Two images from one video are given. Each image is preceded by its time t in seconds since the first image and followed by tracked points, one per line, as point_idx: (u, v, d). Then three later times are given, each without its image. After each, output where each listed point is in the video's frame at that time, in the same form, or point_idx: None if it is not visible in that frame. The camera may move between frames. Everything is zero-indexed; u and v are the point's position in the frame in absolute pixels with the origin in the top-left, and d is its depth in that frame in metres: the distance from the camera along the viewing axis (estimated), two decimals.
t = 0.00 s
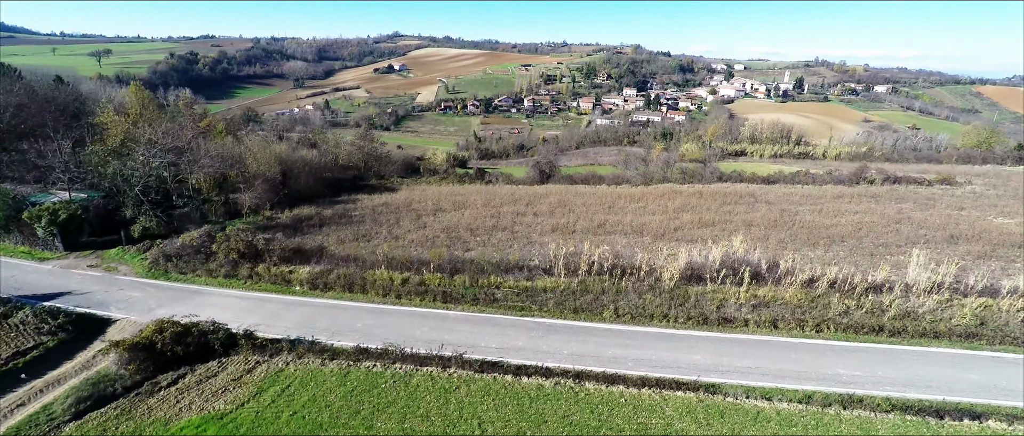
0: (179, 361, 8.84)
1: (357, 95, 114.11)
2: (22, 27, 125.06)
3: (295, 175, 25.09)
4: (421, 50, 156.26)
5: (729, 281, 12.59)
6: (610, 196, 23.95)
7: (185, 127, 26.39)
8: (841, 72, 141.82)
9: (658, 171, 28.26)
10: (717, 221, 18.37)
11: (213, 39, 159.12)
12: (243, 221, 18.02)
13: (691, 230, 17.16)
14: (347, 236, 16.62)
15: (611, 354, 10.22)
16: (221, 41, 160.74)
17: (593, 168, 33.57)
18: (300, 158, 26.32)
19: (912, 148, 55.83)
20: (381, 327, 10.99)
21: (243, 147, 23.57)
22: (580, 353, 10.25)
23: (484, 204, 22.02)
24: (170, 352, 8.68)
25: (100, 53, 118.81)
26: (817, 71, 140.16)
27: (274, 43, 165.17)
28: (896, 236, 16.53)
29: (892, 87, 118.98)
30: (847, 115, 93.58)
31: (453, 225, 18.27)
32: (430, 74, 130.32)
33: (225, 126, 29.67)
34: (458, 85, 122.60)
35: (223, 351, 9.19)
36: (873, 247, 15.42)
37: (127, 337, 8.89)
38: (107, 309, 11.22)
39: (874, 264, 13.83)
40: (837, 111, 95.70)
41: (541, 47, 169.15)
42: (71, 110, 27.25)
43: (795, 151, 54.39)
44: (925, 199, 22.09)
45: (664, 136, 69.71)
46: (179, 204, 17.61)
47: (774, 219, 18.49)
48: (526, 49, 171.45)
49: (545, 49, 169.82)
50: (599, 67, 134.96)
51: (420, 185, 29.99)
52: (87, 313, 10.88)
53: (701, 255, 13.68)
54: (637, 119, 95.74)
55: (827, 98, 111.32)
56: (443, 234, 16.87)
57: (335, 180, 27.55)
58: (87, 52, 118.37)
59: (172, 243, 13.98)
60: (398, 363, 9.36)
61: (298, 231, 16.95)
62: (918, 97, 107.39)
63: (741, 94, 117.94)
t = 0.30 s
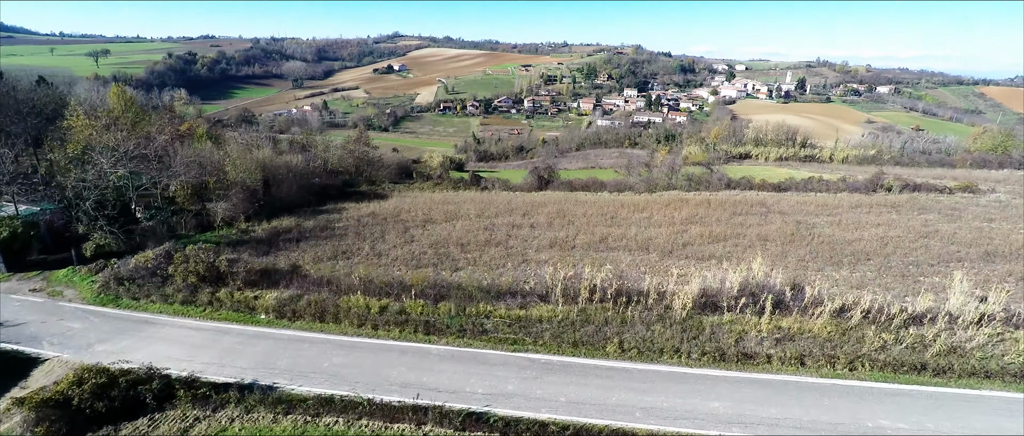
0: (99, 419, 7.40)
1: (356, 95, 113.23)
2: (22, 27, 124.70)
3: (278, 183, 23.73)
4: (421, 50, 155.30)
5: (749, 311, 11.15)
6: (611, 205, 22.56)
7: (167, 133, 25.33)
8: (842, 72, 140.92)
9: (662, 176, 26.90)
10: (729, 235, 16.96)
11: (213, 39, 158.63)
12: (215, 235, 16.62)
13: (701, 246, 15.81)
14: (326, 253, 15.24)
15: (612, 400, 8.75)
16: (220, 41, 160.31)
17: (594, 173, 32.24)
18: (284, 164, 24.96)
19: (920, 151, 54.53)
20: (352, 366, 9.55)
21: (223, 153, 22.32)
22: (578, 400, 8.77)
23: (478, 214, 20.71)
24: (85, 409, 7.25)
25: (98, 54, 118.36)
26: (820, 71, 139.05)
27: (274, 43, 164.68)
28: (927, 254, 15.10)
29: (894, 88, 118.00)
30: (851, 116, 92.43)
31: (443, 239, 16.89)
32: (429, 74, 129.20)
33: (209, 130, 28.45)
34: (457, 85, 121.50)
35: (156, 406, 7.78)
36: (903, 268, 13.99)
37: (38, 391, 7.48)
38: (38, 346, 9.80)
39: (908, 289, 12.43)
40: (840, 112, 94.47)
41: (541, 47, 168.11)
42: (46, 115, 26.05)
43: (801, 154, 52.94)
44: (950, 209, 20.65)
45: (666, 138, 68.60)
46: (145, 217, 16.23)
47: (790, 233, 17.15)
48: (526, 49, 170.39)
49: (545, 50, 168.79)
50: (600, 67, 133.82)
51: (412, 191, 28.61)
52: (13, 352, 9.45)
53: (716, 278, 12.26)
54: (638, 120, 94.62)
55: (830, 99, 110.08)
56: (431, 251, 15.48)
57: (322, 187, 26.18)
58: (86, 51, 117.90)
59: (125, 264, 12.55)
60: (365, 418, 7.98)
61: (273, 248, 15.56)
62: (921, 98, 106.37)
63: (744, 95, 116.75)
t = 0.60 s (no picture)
0: None
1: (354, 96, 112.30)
2: (20, 27, 124.40)
3: (259, 190, 22.32)
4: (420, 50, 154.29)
5: (774, 347, 9.57)
6: (613, 214, 21.18)
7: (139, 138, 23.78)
8: (843, 72, 139.95)
9: (667, 181, 25.46)
10: (742, 251, 15.54)
11: (211, 39, 158.21)
12: (181, 251, 15.21)
13: (712, 264, 14.41)
14: (300, 273, 13.79)
15: None
16: (220, 41, 159.86)
17: (595, 178, 30.94)
18: (266, 169, 23.53)
19: (929, 154, 53.20)
20: (310, 419, 8.01)
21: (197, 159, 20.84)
22: None
23: (471, 225, 19.31)
24: None
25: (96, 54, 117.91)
26: (821, 71, 137.91)
27: (272, 43, 164.34)
28: (963, 274, 13.67)
29: (896, 88, 116.90)
30: (854, 116, 91.22)
31: (429, 256, 15.45)
32: (428, 74, 128.06)
33: (189, 134, 27.05)
34: (456, 85, 120.43)
35: None
36: (941, 293, 12.52)
37: None
38: None
39: (953, 322, 10.96)
40: (843, 113, 93.23)
41: (541, 47, 167.25)
42: (19, 118, 24.83)
43: (807, 157, 51.56)
44: (976, 221, 19.23)
45: (668, 140, 67.44)
46: (103, 232, 14.78)
47: (809, 249, 15.77)
48: (526, 49, 169.37)
49: (545, 50, 167.74)
50: (600, 67, 132.69)
51: (403, 198, 27.20)
52: None
53: (735, 308, 10.78)
54: (639, 120, 93.54)
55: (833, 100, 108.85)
56: (416, 271, 14.02)
57: (307, 193, 24.80)
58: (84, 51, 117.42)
59: (66, 289, 11.10)
60: None
61: (242, 267, 14.14)
62: (923, 98, 105.33)
63: (745, 95, 115.61)
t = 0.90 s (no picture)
0: None
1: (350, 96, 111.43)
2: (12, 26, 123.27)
3: (234, 199, 20.94)
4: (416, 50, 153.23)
5: (801, 394, 8.21)
6: (611, 225, 19.97)
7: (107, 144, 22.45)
8: (840, 72, 139.61)
9: (669, 186, 24.14)
10: (752, 270, 14.31)
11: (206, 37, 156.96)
12: (139, 271, 13.83)
13: (721, 286, 13.21)
14: (267, 298, 12.42)
15: None
16: (215, 40, 158.93)
17: (592, 184, 29.80)
18: (243, 177, 22.14)
19: (931, 156, 52.32)
20: None
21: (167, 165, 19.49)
22: None
23: (459, 238, 18.06)
24: None
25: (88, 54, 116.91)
26: (818, 72, 137.42)
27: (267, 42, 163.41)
28: (995, 298, 12.48)
29: (893, 89, 116.47)
30: (852, 117, 90.55)
31: (412, 276, 14.10)
32: (424, 74, 126.60)
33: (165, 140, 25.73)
34: (452, 85, 119.34)
35: None
36: (977, 321, 11.30)
37: None
38: None
39: (994, 358, 9.78)
40: (841, 113, 92.59)
41: (538, 47, 166.45)
42: None
43: (808, 160, 50.50)
44: (997, 232, 18.11)
45: (667, 141, 66.37)
46: (51, 250, 13.35)
47: (825, 266, 14.57)
48: (523, 48, 168.51)
49: (542, 49, 166.74)
50: (597, 67, 131.79)
51: (391, 206, 25.86)
52: None
53: (751, 343, 9.53)
54: (636, 121, 92.76)
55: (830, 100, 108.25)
56: (396, 295, 12.67)
57: (289, 201, 23.50)
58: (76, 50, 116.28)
59: None
60: None
61: (202, 290, 12.74)
62: (919, 98, 104.98)
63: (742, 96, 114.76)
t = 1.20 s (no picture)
0: None
1: (344, 97, 110.51)
2: None
3: (205, 213, 19.48)
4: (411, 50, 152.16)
5: None
6: (609, 242, 18.65)
7: (70, 155, 21.01)
8: (836, 73, 139.18)
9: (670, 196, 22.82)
10: (764, 298, 13.02)
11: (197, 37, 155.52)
12: (80, 304, 12.29)
13: (733, 319, 11.83)
14: (223, 336, 10.96)
15: None
16: (208, 41, 158.07)
17: (589, 193, 28.59)
18: (215, 189, 20.64)
19: (932, 160, 51.49)
20: None
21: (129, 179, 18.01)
22: None
23: (445, 258, 16.67)
24: None
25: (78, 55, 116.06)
26: (813, 72, 137.26)
27: (260, 43, 162.84)
28: None
29: (889, 90, 116.06)
30: (848, 118, 89.98)
31: (390, 306, 12.70)
32: (418, 75, 125.16)
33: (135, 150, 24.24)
34: (447, 87, 118.28)
35: None
36: None
37: None
38: None
39: None
40: (837, 114, 92.07)
41: (533, 47, 165.81)
42: None
43: (808, 164, 49.46)
44: None
45: (663, 145, 65.27)
46: None
47: (846, 294, 13.21)
48: (519, 49, 167.81)
49: (537, 50, 165.87)
50: (592, 68, 130.96)
51: (376, 218, 24.40)
52: None
53: (778, 403, 8.12)
54: (632, 123, 92.06)
55: (826, 101, 107.76)
56: (369, 332, 11.25)
57: (265, 214, 22.04)
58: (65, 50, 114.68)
59: None
60: None
61: (150, 326, 11.25)
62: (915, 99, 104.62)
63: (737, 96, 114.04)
